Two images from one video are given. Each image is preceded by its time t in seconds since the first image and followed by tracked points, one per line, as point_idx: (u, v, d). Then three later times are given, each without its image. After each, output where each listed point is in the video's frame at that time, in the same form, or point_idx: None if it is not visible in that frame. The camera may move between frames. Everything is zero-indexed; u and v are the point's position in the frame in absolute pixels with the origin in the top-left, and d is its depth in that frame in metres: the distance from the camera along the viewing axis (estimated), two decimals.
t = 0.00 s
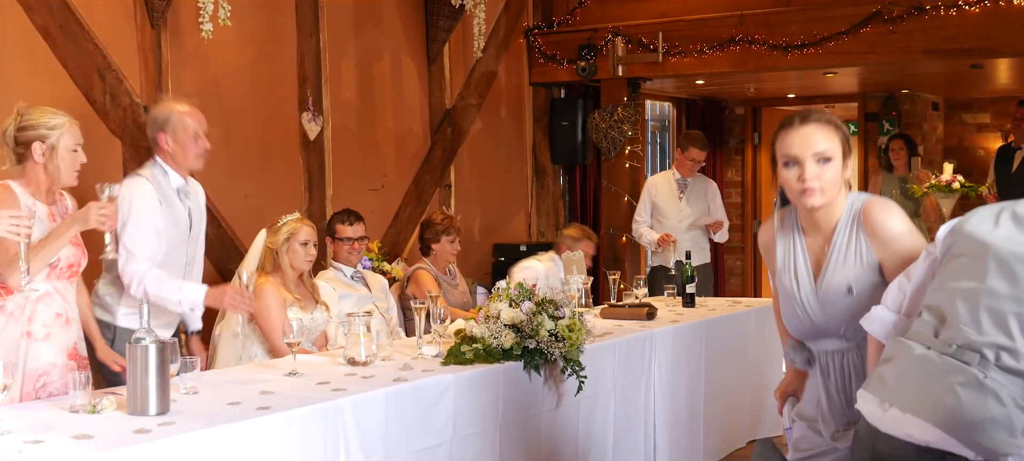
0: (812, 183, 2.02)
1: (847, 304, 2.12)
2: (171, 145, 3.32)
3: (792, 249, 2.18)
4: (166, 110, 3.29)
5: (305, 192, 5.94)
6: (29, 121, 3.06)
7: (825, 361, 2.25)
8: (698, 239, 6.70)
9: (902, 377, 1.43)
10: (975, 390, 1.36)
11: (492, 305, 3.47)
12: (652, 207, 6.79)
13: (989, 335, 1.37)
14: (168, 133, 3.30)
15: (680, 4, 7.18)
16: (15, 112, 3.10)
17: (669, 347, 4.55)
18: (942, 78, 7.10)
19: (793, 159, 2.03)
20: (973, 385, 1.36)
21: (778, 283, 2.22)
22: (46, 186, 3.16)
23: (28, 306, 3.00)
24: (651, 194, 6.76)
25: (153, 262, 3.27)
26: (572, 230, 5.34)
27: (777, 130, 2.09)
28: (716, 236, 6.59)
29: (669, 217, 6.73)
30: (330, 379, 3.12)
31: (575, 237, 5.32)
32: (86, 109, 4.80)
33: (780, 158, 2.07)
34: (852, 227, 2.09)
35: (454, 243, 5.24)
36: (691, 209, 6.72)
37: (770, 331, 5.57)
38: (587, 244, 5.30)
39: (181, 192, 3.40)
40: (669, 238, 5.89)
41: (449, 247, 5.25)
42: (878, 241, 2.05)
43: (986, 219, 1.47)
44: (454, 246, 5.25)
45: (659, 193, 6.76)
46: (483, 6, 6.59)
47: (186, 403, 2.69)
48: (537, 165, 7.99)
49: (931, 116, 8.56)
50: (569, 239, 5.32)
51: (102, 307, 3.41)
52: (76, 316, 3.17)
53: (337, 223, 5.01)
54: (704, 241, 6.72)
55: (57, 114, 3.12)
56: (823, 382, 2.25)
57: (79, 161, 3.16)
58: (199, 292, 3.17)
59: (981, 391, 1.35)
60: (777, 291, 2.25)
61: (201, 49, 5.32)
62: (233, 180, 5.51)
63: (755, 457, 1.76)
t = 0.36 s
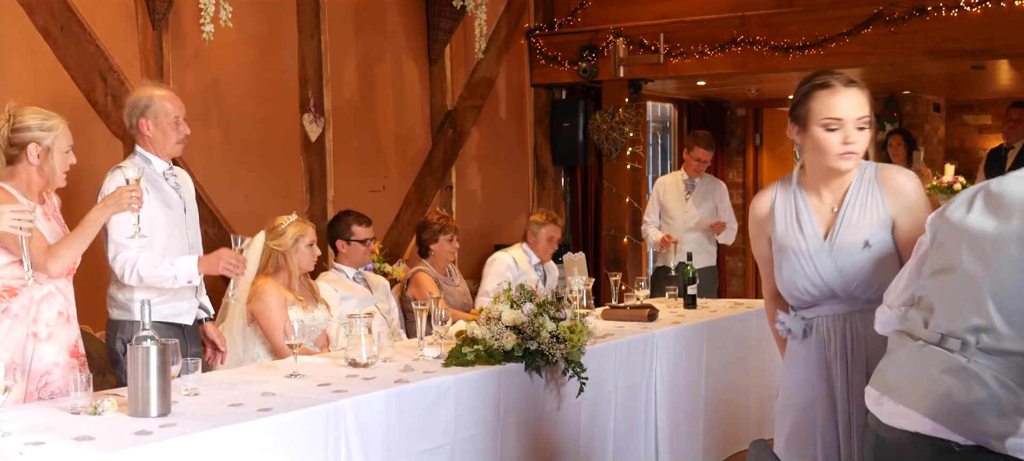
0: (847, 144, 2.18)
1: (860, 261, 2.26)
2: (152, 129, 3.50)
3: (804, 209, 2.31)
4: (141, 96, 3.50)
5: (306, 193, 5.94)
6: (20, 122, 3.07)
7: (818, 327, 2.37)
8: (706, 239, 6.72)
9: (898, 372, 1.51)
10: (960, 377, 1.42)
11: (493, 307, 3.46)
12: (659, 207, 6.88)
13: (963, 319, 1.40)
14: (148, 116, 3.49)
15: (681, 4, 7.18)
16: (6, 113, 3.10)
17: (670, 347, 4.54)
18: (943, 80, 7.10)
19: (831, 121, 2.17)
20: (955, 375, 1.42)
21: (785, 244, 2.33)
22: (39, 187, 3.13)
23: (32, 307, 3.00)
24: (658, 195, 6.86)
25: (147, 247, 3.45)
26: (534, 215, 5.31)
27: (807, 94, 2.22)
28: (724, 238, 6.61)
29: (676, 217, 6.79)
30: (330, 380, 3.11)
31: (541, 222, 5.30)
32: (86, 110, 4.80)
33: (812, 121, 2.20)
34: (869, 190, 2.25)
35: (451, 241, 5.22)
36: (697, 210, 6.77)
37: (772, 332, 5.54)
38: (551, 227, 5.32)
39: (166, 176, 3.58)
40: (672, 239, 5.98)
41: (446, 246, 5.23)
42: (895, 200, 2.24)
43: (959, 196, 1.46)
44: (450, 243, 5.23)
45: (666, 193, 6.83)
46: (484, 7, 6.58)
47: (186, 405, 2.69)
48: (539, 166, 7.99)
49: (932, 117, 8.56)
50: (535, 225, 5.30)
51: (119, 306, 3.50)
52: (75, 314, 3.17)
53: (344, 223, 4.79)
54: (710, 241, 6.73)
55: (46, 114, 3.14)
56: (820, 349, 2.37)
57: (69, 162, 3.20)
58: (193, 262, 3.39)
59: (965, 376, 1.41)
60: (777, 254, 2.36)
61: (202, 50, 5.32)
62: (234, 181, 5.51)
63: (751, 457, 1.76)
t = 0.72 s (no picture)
0: (890, 143, 2.23)
1: (884, 247, 2.32)
2: (160, 132, 3.48)
3: (829, 197, 2.34)
4: (153, 96, 3.47)
5: (306, 195, 5.95)
6: (20, 125, 3.07)
7: (834, 315, 2.39)
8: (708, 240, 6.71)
9: (897, 373, 1.82)
10: (944, 366, 1.70)
11: (491, 308, 3.46)
12: (658, 208, 6.88)
13: (935, 315, 1.70)
14: (161, 119, 3.47)
15: (680, 6, 7.19)
16: (4, 115, 3.09)
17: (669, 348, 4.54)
18: (942, 81, 7.10)
19: (880, 121, 2.20)
20: (936, 364, 1.71)
21: (810, 230, 2.34)
22: (37, 189, 3.12)
23: (33, 308, 2.99)
24: (657, 195, 6.84)
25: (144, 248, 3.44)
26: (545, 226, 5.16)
27: (853, 90, 2.21)
28: (726, 240, 6.59)
29: (676, 218, 6.79)
30: (328, 381, 3.11)
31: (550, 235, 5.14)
32: (85, 111, 4.80)
33: (859, 119, 2.21)
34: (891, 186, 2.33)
35: (454, 241, 5.22)
36: (699, 211, 6.75)
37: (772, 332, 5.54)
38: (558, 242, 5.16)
39: (162, 177, 3.57)
40: (673, 241, 5.99)
41: (450, 246, 5.22)
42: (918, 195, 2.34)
43: (931, 210, 1.78)
44: (453, 243, 5.23)
45: (666, 193, 6.83)
46: (483, 8, 6.56)
47: (185, 406, 2.68)
48: (537, 168, 8.01)
49: (930, 118, 8.57)
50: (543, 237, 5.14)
51: (116, 311, 3.49)
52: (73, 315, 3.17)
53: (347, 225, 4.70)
54: (711, 243, 6.72)
55: (46, 118, 3.14)
56: (834, 337, 2.40)
57: (67, 166, 3.20)
58: (193, 256, 3.44)
59: (946, 364, 1.70)
60: (798, 240, 2.37)
61: (201, 52, 5.32)
62: (233, 183, 5.52)
63: (744, 459, 1.91)
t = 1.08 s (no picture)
0: (935, 141, 2.22)
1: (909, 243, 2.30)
2: (169, 134, 3.48)
3: (866, 191, 2.33)
4: (164, 98, 3.44)
5: (305, 195, 5.95)
6: (29, 125, 3.06)
7: (855, 310, 2.32)
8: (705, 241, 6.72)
9: (880, 381, 1.86)
10: (915, 373, 1.73)
11: (492, 308, 3.46)
12: (659, 207, 6.85)
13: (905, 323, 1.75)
14: (172, 121, 3.46)
15: (680, 6, 7.18)
16: (12, 115, 3.08)
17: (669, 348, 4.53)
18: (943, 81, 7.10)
19: (927, 119, 2.19)
20: (909, 372, 1.75)
21: (841, 220, 2.32)
22: (45, 189, 3.12)
23: (37, 308, 2.99)
24: (658, 195, 6.86)
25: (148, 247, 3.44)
26: (598, 237, 5.15)
27: (903, 86, 2.19)
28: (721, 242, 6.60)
29: (676, 217, 6.79)
30: (328, 381, 3.10)
31: (604, 245, 5.12)
32: (85, 112, 4.79)
33: (907, 115, 2.20)
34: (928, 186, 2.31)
35: (468, 249, 5.13)
36: (697, 212, 6.80)
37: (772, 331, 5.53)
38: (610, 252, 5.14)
39: (166, 178, 3.56)
40: (675, 240, 5.99)
41: (463, 252, 5.14)
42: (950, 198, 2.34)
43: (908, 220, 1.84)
44: (468, 250, 5.13)
45: (666, 193, 6.84)
46: (483, 8, 6.55)
47: (184, 406, 2.68)
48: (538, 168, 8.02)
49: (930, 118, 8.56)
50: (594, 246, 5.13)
51: (125, 311, 3.49)
52: (76, 316, 3.17)
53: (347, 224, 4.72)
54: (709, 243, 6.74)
55: (54, 117, 3.13)
56: (854, 333, 2.32)
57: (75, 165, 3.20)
58: (192, 254, 3.46)
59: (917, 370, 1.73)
60: (832, 229, 2.32)
61: (201, 52, 5.31)
62: (233, 183, 5.51)
63: (750, 459, 1.92)
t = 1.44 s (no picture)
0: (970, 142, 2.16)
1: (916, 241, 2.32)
2: (173, 135, 3.48)
3: (891, 192, 2.32)
4: (168, 100, 3.44)
5: (305, 196, 5.95)
6: (36, 126, 3.06)
7: (869, 308, 2.33)
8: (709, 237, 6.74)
9: (876, 373, 1.84)
10: (919, 363, 1.71)
11: (491, 308, 3.46)
12: (659, 208, 6.87)
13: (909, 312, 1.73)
14: (176, 123, 3.47)
15: (680, 6, 7.18)
16: (17, 117, 3.08)
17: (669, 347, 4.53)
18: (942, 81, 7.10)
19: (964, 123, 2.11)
20: (911, 364, 1.73)
21: (864, 218, 2.30)
22: (51, 189, 3.13)
23: (44, 308, 3.00)
24: (659, 195, 6.85)
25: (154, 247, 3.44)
26: (618, 205, 5.16)
27: (942, 90, 2.10)
28: (726, 238, 6.65)
29: (676, 218, 6.78)
30: (329, 381, 3.11)
31: (624, 214, 5.11)
32: (85, 112, 4.79)
33: (944, 118, 2.13)
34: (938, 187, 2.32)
35: (462, 247, 5.09)
36: (699, 210, 6.79)
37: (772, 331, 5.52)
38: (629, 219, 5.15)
39: (170, 178, 3.56)
40: (676, 239, 5.99)
41: (457, 251, 5.09)
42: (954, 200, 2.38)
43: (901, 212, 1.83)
44: (462, 249, 5.10)
45: (667, 193, 6.83)
46: (483, 8, 6.55)
47: (185, 407, 2.68)
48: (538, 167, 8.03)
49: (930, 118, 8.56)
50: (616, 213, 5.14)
51: (132, 311, 3.49)
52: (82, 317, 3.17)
53: (342, 223, 4.74)
54: (711, 241, 6.75)
55: (60, 119, 3.13)
56: (865, 329, 2.33)
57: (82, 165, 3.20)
58: (198, 255, 3.46)
59: (923, 361, 1.71)
60: (857, 227, 2.31)
61: (201, 53, 5.32)
62: (233, 183, 5.52)
63: (741, 460, 1.92)
